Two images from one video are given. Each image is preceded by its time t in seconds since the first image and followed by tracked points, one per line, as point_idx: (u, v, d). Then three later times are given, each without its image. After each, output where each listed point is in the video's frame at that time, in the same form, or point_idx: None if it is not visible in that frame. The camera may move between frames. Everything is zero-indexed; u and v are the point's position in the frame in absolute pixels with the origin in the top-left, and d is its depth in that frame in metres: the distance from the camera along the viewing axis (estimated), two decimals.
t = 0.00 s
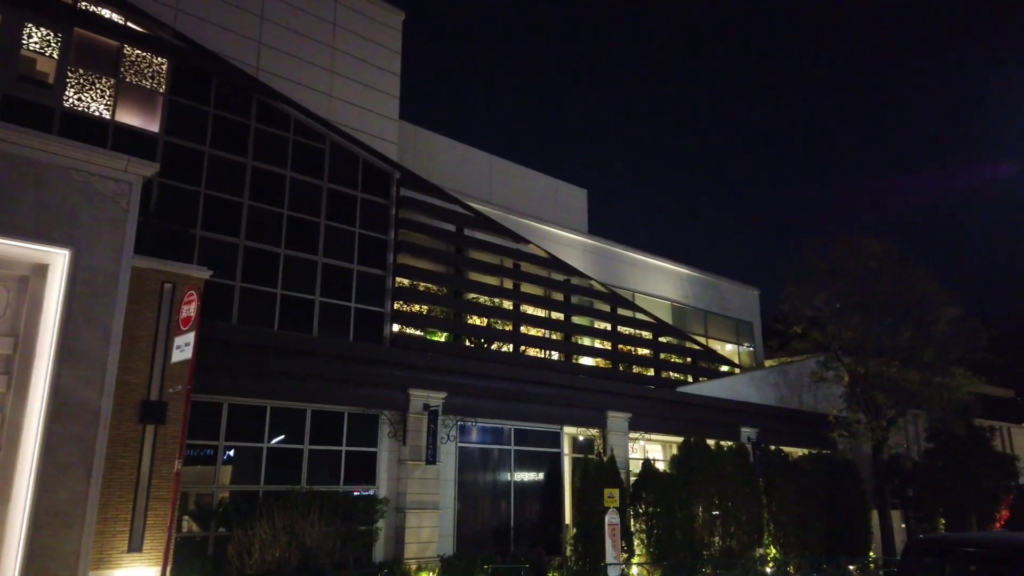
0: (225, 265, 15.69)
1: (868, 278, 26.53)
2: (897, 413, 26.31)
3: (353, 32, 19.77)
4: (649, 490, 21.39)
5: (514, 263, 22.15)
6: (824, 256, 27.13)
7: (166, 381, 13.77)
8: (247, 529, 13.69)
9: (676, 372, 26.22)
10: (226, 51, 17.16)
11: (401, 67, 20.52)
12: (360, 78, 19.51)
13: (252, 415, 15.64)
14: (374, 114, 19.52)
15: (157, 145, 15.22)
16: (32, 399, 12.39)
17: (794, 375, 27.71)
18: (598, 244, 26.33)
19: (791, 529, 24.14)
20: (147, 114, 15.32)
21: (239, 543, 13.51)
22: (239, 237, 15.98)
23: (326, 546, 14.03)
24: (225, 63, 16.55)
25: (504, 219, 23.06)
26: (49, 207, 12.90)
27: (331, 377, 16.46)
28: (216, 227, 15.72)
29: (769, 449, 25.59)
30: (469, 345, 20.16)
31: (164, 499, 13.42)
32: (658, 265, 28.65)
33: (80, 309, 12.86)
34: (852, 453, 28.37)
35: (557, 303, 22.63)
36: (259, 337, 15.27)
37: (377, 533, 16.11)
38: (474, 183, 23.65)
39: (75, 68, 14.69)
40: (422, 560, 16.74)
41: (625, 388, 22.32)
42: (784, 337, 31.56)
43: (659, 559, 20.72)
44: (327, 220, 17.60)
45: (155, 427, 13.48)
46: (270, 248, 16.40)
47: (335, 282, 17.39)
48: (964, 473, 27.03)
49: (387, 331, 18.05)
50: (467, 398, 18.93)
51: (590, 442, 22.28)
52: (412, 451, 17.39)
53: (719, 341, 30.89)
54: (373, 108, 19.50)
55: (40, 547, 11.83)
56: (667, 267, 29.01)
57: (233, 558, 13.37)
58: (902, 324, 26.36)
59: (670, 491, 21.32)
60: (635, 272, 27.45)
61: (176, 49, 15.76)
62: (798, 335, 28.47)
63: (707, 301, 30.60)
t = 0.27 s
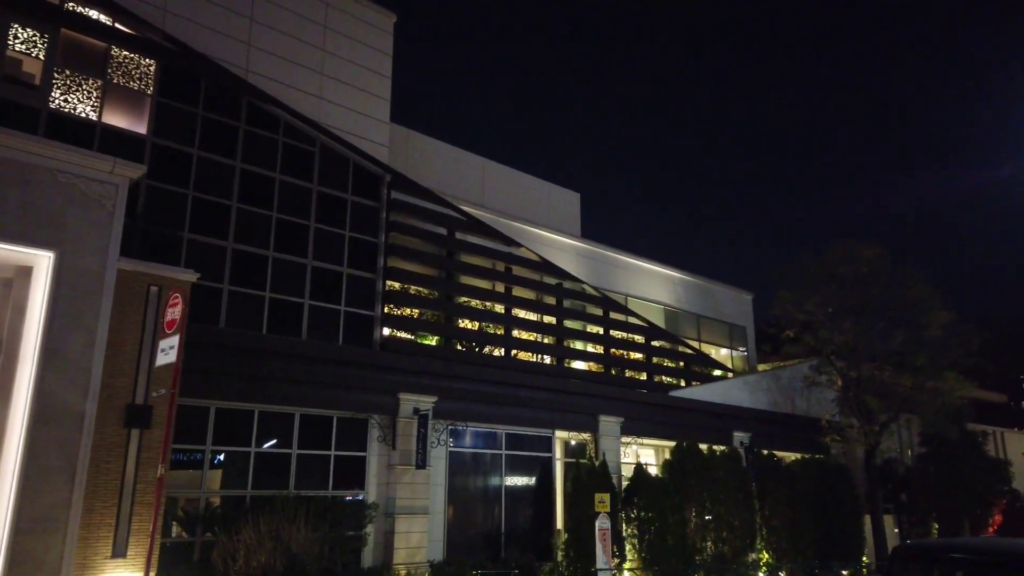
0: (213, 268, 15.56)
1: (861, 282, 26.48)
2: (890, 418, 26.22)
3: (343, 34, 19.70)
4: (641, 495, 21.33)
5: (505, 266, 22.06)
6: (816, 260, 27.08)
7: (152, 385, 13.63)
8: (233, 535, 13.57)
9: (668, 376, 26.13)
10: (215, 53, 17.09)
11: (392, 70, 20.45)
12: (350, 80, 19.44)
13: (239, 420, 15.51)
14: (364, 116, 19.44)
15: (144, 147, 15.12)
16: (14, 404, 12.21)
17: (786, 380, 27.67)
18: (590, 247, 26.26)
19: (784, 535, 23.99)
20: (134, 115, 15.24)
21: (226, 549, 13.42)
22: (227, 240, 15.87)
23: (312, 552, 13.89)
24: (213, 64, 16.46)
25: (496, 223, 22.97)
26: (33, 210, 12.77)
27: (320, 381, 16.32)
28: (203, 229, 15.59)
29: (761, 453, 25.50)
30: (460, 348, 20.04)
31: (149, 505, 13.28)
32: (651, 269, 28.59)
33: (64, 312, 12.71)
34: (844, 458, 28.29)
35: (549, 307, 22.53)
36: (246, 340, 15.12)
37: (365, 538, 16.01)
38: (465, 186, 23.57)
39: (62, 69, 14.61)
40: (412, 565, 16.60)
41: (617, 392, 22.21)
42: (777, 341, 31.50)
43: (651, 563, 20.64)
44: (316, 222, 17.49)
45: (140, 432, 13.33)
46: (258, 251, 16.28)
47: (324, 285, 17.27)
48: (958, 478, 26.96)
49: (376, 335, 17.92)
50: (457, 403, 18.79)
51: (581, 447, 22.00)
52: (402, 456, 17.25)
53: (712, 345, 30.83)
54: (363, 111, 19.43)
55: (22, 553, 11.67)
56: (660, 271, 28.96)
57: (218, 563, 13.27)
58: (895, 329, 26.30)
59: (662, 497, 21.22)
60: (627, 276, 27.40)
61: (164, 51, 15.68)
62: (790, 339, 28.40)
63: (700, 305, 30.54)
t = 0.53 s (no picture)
0: (201, 270, 15.46)
1: (854, 286, 26.50)
2: (882, 422, 26.04)
3: (335, 36, 19.66)
4: (634, 499, 21.17)
5: (497, 269, 21.99)
6: (809, 265, 27.09)
7: (138, 387, 13.50)
8: (219, 540, 13.42)
9: (661, 380, 26.06)
10: (205, 54, 17.03)
11: (384, 72, 20.41)
12: (342, 82, 19.40)
13: (228, 423, 15.38)
14: (356, 118, 19.39)
15: (133, 148, 15.03)
16: None
17: (779, 384, 27.63)
18: (583, 251, 26.23)
19: (777, 540, 23.92)
20: (122, 116, 15.14)
21: (211, 554, 13.26)
22: (216, 242, 15.77)
23: (299, 557, 13.74)
24: (203, 66, 16.39)
25: (489, 226, 22.92)
26: (19, 210, 12.64)
27: (310, 384, 16.20)
28: (192, 231, 15.49)
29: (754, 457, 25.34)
30: (451, 352, 19.96)
31: (134, 509, 13.14)
32: (644, 273, 28.56)
33: (49, 314, 12.58)
34: (838, 462, 28.23)
35: (541, 310, 22.47)
36: (234, 343, 15.00)
37: (355, 543, 15.88)
38: (458, 189, 23.53)
39: (49, 69, 14.49)
40: (401, 570, 16.50)
41: (609, 396, 22.13)
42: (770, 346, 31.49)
43: (643, 568, 20.53)
44: (307, 225, 17.40)
45: (126, 435, 13.20)
46: (247, 253, 16.18)
47: (314, 288, 17.17)
48: (951, 483, 26.92)
49: (367, 338, 17.82)
50: (448, 406, 18.68)
51: (573, 451, 21.98)
52: (392, 460, 17.14)
53: (705, 350, 30.80)
54: (355, 113, 19.38)
55: (5, 557, 11.52)
56: (653, 275, 28.94)
57: (204, 568, 13.13)
58: (887, 333, 26.30)
59: (654, 501, 21.14)
60: (620, 280, 27.37)
61: (154, 52, 15.60)
62: (783, 343, 28.37)
63: (693, 309, 30.51)
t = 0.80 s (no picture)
0: (188, 271, 15.32)
1: (846, 290, 26.49)
2: (874, 426, 25.98)
3: (325, 36, 19.58)
4: (626, 502, 20.99)
5: (488, 272, 21.89)
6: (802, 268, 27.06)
7: (122, 389, 13.35)
8: (203, 545, 13.24)
9: (653, 383, 25.98)
10: (193, 54, 16.93)
11: (374, 73, 20.33)
12: (331, 83, 19.31)
13: (214, 425, 15.24)
14: (346, 119, 19.30)
15: (119, 147, 14.91)
16: None
17: (772, 388, 27.57)
18: (575, 254, 26.17)
19: (769, 544, 23.80)
20: (108, 116, 15.03)
21: (194, 559, 13.09)
22: (203, 243, 15.64)
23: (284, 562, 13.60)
24: (191, 65, 16.28)
25: (480, 228, 22.84)
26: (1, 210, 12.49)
27: (297, 387, 16.06)
28: (179, 232, 15.36)
29: (747, 461, 25.19)
30: (441, 354, 19.84)
31: (117, 512, 12.99)
32: (636, 276, 28.51)
33: (31, 314, 12.42)
34: (830, 466, 28.18)
35: (533, 313, 22.36)
36: (220, 345, 14.87)
37: (342, 548, 15.74)
38: (449, 191, 23.46)
39: (34, 68, 14.38)
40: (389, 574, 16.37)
41: (601, 399, 22.01)
42: (763, 349, 31.44)
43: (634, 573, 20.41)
44: (295, 226, 17.28)
45: (109, 437, 13.05)
46: (235, 255, 16.05)
47: (302, 289, 17.04)
48: (943, 487, 26.88)
49: (356, 340, 17.68)
50: (438, 409, 18.54)
51: (564, 454, 21.85)
52: (380, 463, 17.00)
53: (698, 353, 30.75)
54: (345, 114, 19.31)
55: None
56: (645, 278, 28.91)
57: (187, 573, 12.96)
58: (879, 337, 26.27)
59: (645, 505, 21.01)
60: (612, 282, 27.31)
61: (140, 51, 15.49)
62: (776, 346, 28.31)
63: (686, 312, 30.47)
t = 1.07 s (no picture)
0: (173, 273, 15.18)
1: (836, 294, 26.55)
2: (865, 429, 26.01)
3: (313, 37, 19.49)
4: (618, 506, 20.87)
5: (479, 274, 21.76)
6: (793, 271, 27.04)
7: (104, 392, 13.18)
8: (185, 550, 13.04)
9: (645, 386, 25.88)
10: (179, 54, 16.82)
11: (363, 74, 20.24)
12: (320, 84, 19.22)
13: (199, 429, 15.08)
14: (334, 120, 19.20)
15: (103, 148, 14.78)
16: None
17: (764, 391, 27.49)
18: (566, 256, 26.10)
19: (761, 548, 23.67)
20: (92, 116, 14.90)
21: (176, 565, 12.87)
22: (189, 244, 15.50)
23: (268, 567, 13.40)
24: (177, 65, 16.16)
25: (470, 230, 22.74)
26: None
27: (284, 390, 15.89)
28: (164, 233, 15.21)
29: (739, 464, 25.07)
30: (431, 357, 19.70)
31: (99, 517, 12.80)
32: (628, 278, 28.45)
33: (12, 316, 12.23)
34: (823, 470, 28.10)
35: (523, 316, 22.25)
36: (206, 347, 14.72)
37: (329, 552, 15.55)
38: (439, 194, 23.37)
39: (18, 67, 14.23)
40: None
41: (592, 402, 21.88)
42: (755, 353, 31.39)
43: None
44: (283, 227, 17.15)
45: (91, 441, 12.87)
46: (221, 256, 15.91)
47: (290, 292, 16.90)
48: (935, 490, 26.80)
49: (344, 343, 17.52)
50: (427, 412, 18.38)
51: (556, 458, 21.56)
52: (368, 466, 16.84)
53: (690, 356, 30.68)
54: (335, 115, 19.26)
55: None
56: (637, 280, 28.85)
57: None
58: (871, 339, 26.21)
59: (636, 509, 20.86)
60: (604, 285, 27.25)
61: (126, 51, 15.38)
62: (767, 349, 28.26)
63: (678, 315, 30.41)
